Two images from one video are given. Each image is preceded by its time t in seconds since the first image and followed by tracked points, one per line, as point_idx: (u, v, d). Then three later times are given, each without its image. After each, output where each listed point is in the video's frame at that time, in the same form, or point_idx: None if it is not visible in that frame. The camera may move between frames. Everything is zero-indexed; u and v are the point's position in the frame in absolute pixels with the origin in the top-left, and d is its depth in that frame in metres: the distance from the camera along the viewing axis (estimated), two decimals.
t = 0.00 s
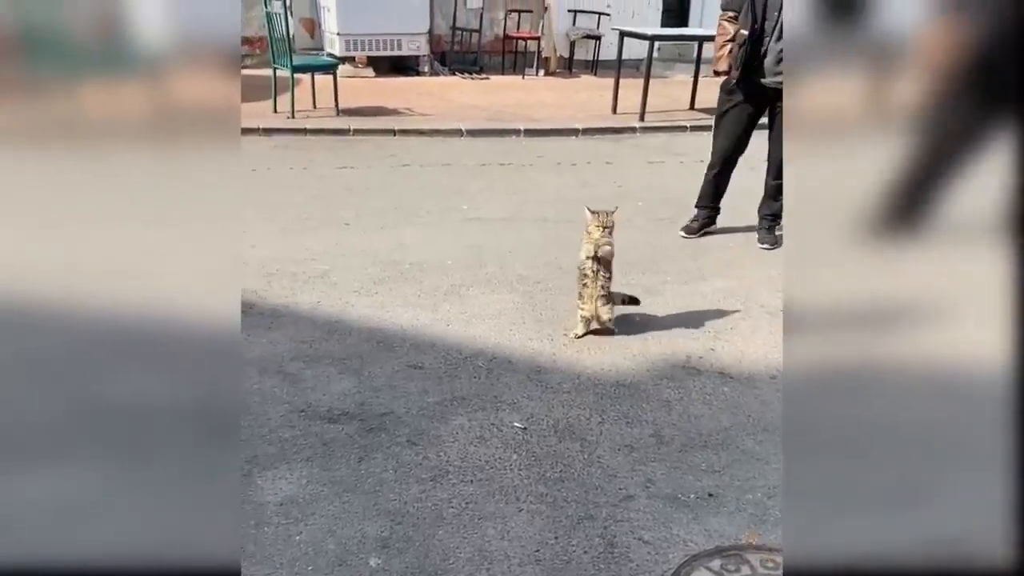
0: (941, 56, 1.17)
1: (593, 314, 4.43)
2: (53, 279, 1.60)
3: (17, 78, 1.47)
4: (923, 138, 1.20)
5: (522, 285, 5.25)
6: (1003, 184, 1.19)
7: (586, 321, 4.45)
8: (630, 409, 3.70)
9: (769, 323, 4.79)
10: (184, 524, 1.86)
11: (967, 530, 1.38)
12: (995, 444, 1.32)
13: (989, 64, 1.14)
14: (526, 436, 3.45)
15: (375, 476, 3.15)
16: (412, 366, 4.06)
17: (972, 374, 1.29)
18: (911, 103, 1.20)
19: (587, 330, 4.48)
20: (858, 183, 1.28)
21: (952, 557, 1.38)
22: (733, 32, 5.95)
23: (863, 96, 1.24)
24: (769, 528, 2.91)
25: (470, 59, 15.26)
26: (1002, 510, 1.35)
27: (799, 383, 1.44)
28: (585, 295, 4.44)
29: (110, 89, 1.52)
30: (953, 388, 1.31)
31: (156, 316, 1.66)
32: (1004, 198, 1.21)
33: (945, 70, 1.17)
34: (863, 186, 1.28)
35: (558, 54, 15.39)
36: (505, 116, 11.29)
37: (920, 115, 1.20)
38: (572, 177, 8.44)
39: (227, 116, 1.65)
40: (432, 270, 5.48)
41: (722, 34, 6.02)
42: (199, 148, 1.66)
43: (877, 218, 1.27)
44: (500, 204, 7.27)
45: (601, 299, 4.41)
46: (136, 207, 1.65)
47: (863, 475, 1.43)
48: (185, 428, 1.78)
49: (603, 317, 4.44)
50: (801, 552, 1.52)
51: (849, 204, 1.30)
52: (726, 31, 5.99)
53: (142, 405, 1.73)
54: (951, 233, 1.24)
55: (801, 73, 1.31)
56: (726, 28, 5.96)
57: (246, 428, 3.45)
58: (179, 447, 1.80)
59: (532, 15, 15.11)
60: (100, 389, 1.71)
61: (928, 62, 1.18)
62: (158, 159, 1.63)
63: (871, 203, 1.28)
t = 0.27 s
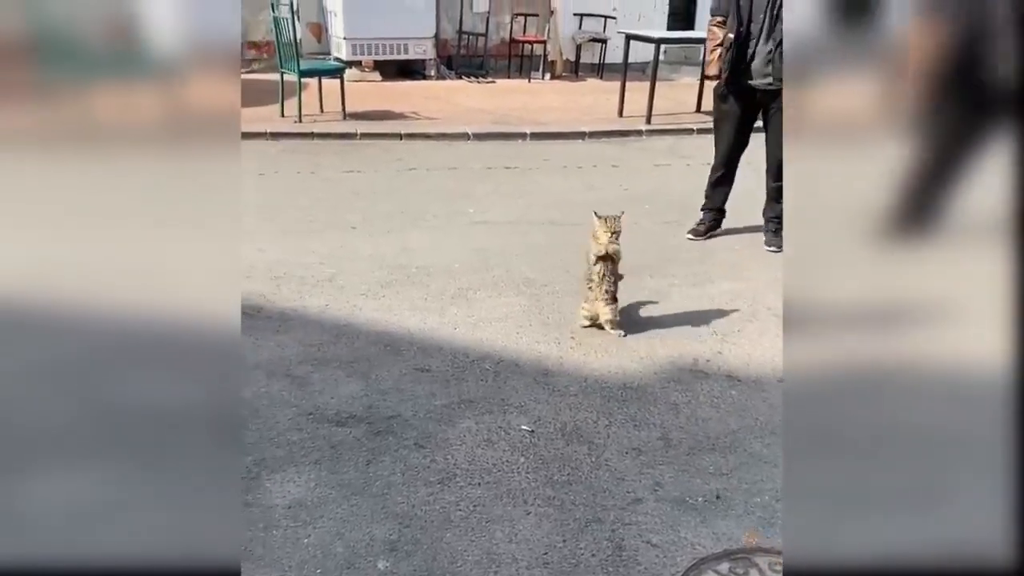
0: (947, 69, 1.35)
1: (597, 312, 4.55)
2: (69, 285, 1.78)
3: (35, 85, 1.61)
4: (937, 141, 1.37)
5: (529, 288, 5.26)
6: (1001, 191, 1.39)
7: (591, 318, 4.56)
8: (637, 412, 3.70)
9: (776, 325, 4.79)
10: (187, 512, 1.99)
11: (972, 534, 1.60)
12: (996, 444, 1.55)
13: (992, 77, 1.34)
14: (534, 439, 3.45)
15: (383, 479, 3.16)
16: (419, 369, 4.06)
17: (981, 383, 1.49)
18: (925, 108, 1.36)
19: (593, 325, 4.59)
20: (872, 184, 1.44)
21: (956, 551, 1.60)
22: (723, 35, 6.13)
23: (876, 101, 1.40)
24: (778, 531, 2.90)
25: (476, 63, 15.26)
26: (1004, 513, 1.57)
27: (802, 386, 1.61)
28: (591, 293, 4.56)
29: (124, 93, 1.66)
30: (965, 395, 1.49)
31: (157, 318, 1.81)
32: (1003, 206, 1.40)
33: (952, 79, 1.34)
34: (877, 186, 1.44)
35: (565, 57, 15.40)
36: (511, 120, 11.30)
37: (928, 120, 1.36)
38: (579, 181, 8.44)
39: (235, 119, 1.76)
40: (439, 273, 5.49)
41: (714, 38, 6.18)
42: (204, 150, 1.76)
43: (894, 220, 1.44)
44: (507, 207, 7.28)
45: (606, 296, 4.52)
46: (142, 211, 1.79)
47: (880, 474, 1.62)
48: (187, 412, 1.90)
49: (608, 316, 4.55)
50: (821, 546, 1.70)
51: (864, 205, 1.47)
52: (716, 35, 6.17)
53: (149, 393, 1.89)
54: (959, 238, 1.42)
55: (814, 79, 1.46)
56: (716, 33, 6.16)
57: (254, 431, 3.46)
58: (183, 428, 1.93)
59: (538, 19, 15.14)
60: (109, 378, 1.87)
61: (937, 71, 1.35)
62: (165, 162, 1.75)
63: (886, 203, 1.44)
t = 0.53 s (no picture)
0: (931, 69, 1.40)
1: (596, 311, 4.61)
2: (69, 288, 1.79)
3: (37, 89, 1.62)
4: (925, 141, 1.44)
5: (532, 292, 5.26)
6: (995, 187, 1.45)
7: (592, 317, 4.63)
8: (640, 416, 3.69)
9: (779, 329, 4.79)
10: (189, 512, 2.02)
11: (974, 536, 1.66)
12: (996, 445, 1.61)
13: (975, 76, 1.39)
14: (537, 443, 3.45)
15: (386, 484, 3.16)
16: (423, 373, 4.07)
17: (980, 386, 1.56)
18: (911, 110, 1.44)
19: (594, 325, 4.64)
20: (868, 185, 1.52)
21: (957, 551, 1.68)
22: (709, 43, 6.21)
23: (867, 104, 1.47)
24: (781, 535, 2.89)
25: (479, 67, 15.29)
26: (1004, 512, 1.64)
27: (804, 388, 1.73)
28: (588, 294, 4.63)
29: (129, 97, 1.67)
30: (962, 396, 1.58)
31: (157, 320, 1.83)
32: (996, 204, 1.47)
33: (936, 79, 1.41)
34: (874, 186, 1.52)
35: (568, 61, 15.42)
36: (514, 124, 11.32)
37: (915, 120, 1.44)
38: (582, 184, 8.44)
39: (233, 120, 1.79)
40: (442, 277, 5.49)
41: (698, 46, 6.33)
42: (208, 154, 1.79)
43: (890, 221, 1.53)
44: (509, 211, 7.28)
45: (603, 295, 4.59)
46: (142, 214, 1.81)
47: (883, 479, 1.70)
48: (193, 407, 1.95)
49: (607, 315, 4.60)
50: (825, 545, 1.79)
51: (863, 205, 1.55)
52: (700, 45, 6.31)
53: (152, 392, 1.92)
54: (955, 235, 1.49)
55: (807, 85, 1.54)
56: (702, 40, 6.32)
57: (257, 435, 3.46)
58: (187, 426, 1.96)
59: (541, 23, 15.16)
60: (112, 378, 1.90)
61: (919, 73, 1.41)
62: (169, 166, 1.77)
63: (883, 203, 1.52)
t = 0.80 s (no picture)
0: (925, 74, 1.53)
1: (602, 314, 4.61)
2: (69, 289, 1.82)
3: (38, 94, 1.67)
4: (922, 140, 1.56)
5: (533, 295, 5.26)
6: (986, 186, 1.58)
7: (598, 320, 4.62)
8: (642, 419, 3.68)
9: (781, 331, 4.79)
10: (186, 513, 1.99)
11: (975, 537, 1.76)
12: (997, 446, 1.73)
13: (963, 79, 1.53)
14: (538, 447, 3.44)
15: (387, 488, 3.15)
16: (424, 377, 4.06)
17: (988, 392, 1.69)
18: (906, 112, 1.55)
19: (600, 327, 4.65)
20: (867, 187, 1.63)
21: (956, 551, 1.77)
22: (700, 48, 6.23)
23: (865, 107, 1.58)
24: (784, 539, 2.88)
25: (480, 71, 15.30)
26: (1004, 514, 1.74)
27: (800, 389, 1.78)
28: (596, 295, 4.63)
29: (131, 101, 1.71)
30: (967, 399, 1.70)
31: (157, 323, 1.84)
32: (989, 207, 1.60)
33: (929, 83, 1.53)
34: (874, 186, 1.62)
35: (568, 65, 15.43)
36: (515, 127, 11.33)
37: (910, 122, 1.55)
38: (583, 188, 8.44)
39: (232, 123, 1.78)
40: (443, 281, 5.48)
41: (691, 51, 6.27)
42: (208, 157, 1.79)
43: (891, 222, 1.64)
44: (510, 214, 7.28)
45: (611, 298, 4.59)
46: (143, 215, 1.83)
47: (884, 479, 1.78)
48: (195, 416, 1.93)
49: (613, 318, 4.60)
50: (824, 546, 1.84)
51: (864, 206, 1.65)
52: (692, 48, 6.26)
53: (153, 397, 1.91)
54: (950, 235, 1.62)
55: (806, 89, 1.62)
56: (692, 45, 6.26)
57: (257, 440, 3.46)
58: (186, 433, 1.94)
59: (541, 27, 15.18)
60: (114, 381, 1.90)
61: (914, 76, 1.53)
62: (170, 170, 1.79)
63: (883, 203, 1.63)
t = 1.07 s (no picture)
0: (919, 81, 1.54)
1: (595, 314, 4.70)
2: (69, 294, 1.82)
3: (37, 100, 1.66)
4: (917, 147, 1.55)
5: (531, 301, 5.25)
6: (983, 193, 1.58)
7: (591, 319, 4.73)
8: (640, 426, 3.67)
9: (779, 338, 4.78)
10: (185, 520, 1.99)
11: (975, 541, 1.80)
12: (995, 450, 1.76)
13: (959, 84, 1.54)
14: (536, 454, 3.43)
15: (384, 496, 3.14)
16: (422, 384, 4.05)
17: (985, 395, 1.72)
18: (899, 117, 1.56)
19: (592, 326, 4.75)
20: (862, 194, 1.63)
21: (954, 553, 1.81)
22: (694, 55, 6.18)
23: (860, 112, 1.58)
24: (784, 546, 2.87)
25: (478, 77, 15.29)
26: (1004, 519, 1.78)
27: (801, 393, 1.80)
28: (591, 295, 4.71)
29: (127, 109, 1.71)
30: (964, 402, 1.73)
31: (155, 328, 1.84)
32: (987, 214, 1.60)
33: (924, 89, 1.54)
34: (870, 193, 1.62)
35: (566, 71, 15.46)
36: (513, 133, 11.34)
37: (903, 129, 1.56)
38: (581, 193, 8.44)
39: (230, 128, 1.80)
40: (441, 288, 5.48)
41: (685, 59, 6.23)
42: (207, 161, 1.81)
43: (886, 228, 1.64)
44: (508, 220, 7.28)
45: (604, 299, 4.67)
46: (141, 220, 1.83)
47: (884, 485, 1.83)
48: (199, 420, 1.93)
49: (605, 317, 4.69)
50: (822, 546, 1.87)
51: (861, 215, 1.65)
52: (686, 56, 6.22)
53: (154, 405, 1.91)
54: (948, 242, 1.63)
55: (804, 95, 1.64)
56: (688, 53, 6.18)
57: (255, 448, 3.45)
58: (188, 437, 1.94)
59: (539, 33, 15.19)
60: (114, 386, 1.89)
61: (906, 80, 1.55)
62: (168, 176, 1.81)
63: (878, 211, 1.63)
